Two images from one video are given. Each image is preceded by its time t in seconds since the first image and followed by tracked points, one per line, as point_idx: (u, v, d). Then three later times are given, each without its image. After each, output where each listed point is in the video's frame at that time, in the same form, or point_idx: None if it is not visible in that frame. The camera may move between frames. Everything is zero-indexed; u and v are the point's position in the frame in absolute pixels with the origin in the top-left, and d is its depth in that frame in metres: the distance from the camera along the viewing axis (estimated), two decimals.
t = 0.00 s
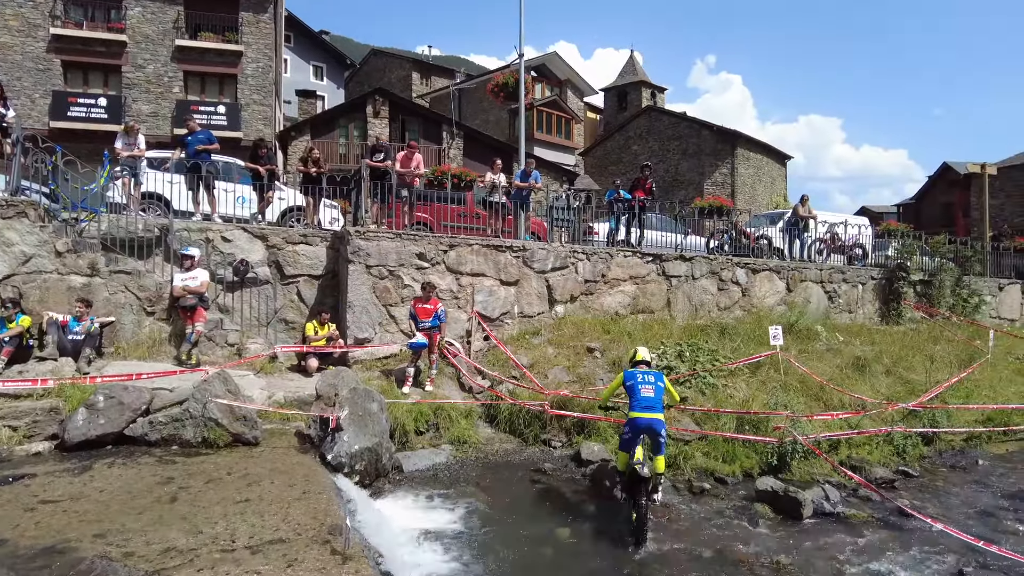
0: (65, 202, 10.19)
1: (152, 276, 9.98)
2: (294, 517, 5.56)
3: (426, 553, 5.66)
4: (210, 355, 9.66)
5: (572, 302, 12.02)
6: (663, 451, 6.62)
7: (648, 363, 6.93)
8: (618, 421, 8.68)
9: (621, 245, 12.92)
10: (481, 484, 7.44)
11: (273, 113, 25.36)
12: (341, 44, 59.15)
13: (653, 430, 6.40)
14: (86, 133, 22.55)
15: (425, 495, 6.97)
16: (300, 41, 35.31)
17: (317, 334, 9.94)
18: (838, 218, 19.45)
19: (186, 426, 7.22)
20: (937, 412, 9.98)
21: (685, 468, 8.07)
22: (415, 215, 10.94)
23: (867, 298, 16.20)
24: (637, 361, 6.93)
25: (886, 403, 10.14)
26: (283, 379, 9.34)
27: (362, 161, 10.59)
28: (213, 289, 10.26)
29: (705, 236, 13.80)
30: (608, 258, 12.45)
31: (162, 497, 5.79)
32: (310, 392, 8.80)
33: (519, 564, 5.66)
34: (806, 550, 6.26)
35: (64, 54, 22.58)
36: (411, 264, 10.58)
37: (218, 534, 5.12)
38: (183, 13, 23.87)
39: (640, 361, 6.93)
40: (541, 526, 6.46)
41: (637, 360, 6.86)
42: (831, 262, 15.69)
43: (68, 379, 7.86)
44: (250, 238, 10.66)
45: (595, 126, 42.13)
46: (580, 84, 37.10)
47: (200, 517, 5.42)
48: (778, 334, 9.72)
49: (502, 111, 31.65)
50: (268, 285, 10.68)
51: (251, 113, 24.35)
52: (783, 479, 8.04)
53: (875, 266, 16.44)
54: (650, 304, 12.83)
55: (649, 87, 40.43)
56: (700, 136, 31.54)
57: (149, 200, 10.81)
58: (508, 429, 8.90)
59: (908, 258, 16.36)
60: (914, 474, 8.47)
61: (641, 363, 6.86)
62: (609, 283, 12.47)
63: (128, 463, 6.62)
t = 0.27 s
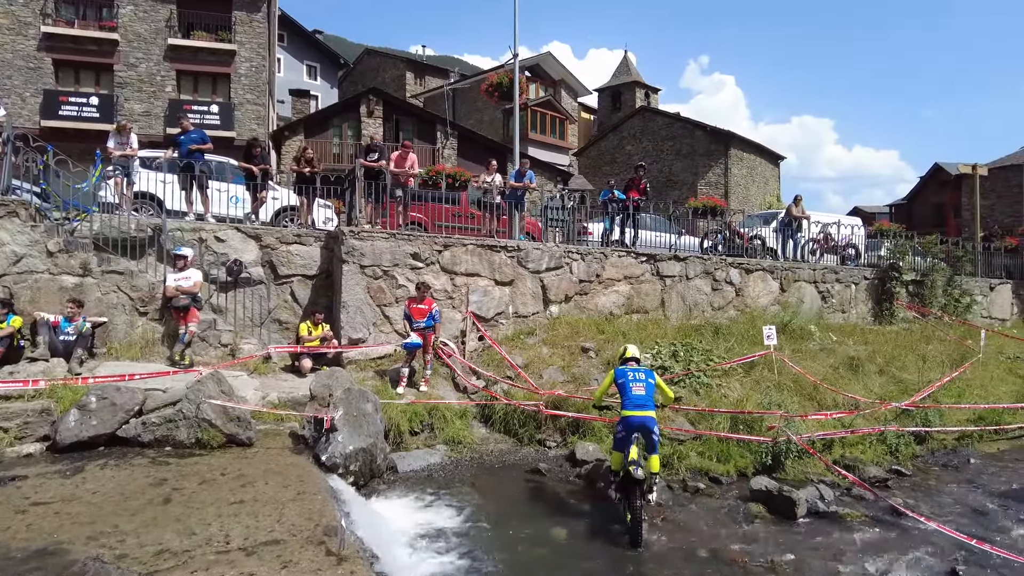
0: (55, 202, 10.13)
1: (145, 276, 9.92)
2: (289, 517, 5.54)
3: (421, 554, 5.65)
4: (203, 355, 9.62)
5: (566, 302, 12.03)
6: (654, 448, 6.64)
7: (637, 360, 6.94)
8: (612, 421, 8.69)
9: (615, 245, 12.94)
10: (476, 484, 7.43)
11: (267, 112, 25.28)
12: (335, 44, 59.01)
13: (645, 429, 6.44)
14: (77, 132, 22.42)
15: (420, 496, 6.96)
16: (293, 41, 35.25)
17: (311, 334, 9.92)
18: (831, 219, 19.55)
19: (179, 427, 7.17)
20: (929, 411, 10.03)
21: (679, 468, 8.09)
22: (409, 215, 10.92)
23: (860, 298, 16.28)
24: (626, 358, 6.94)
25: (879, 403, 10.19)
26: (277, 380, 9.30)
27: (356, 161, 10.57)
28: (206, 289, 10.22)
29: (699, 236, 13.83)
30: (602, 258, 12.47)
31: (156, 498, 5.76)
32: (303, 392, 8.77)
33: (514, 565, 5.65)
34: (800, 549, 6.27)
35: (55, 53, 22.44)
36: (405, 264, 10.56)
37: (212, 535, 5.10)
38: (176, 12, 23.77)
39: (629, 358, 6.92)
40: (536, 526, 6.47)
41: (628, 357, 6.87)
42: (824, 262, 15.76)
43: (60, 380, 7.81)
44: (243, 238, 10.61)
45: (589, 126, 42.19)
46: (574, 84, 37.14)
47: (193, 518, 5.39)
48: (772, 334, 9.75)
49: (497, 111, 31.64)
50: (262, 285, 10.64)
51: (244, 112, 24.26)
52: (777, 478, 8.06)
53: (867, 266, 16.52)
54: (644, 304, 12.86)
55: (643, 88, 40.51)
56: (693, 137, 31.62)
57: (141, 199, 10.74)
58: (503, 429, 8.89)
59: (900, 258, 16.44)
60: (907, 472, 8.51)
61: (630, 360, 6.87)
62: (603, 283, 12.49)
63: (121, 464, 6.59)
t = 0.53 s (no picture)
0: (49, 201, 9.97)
1: (138, 276, 9.87)
2: (285, 518, 5.52)
3: (418, 554, 5.65)
4: (198, 356, 9.57)
5: (562, 302, 12.03)
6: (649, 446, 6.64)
7: (632, 356, 6.90)
8: (608, 421, 8.69)
9: (610, 245, 12.96)
10: (472, 485, 7.42)
11: (261, 112, 25.19)
12: (329, 43, 58.87)
13: (639, 426, 6.44)
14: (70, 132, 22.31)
15: (416, 497, 6.94)
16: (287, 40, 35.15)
17: (306, 335, 9.86)
18: (825, 219, 19.62)
19: (173, 428, 7.13)
20: (923, 410, 10.07)
21: (675, 468, 8.10)
22: (405, 215, 10.90)
23: (854, 298, 16.33)
24: (621, 354, 6.89)
25: (873, 402, 10.23)
26: (272, 380, 9.26)
27: (351, 161, 10.54)
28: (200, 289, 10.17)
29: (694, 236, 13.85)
30: (598, 258, 12.48)
31: (150, 500, 5.73)
32: (299, 393, 8.74)
33: (511, 565, 5.64)
34: (796, 549, 6.28)
35: (48, 52, 22.32)
36: (401, 264, 10.54)
37: (207, 537, 5.07)
38: (170, 11, 23.68)
39: (623, 355, 6.88)
40: (532, 527, 6.46)
41: (621, 354, 6.84)
42: (819, 262, 15.81)
43: (52, 381, 7.75)
44: (237, 238, 10.56)
45: (583, 126, 42.24)
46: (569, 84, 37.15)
47: (188, 520, 5.36)
48: (767, 334, 9.77)
49: (492, 111, 31.62)
50: (257, 285, 10.60)
51: (238, 112, 24.17)
52: (773, 478, 8.08)
53: (862, 266, 16.59)
54: (639, 304, 12.87)
55: (638, 88, 40.56)
56: (688, 137, 31.68)
57: (135, 198, 10.66)
58: (499, 429, 8.88)
59: (894, 258, 16.50)
60: (901, 472, 8.54)
61: (624, 357, 6.83)
62: (599, 283, 12.49)
63: (115, 466, 6.55)
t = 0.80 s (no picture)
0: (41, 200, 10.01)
1: (133, 276, 9.83)
2: (281, 519, 5.50)
3: (414, 554, 5.64)
4: (193, 356, 9.53)
5: (558, 302, 12.03)
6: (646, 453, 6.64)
7: (626, 365, 6.83)
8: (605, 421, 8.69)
9: (606, 245, 12.97)
10: (469, 485, 7.41)
11: (256, 111, 25.12)
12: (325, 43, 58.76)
13: (632, 440, 6.42)
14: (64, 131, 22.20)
15: (413, 497, 6.93)
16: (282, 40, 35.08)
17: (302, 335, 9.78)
18: (820, 219, 19.67)
19: (169, 429, 7.11)
20: (918, 410, 10.17)
21: (672, 468, 8.10)
22: (401, 215, 10.93)
23: (850, 298, 16.38)
24: (616, 364, 6.83)
25: (869, 402, 10.27)
26: (267, 380, 9.23)
27: (347, 161, 10.54)
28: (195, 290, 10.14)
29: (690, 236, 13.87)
30: (594, 258, 12.48)
31: (145, 501, 5.70)
32: (295, 393, 8.70)
33: (507, 565, 5.64)
34: (792, 548, 6.29)
35: (42, 51, 22.21)
36: (397, 264, 10.52)
37: (203, 538, 5.05)
38: (165, 10, 23.60)
39: (617, 364, 6.81)
40: (529, 527, 6.45)
41: (616, 365, 6.78)
42: (814, 262, 15.85)
43: (46, 381, 7.69)
44: (233, 238, 10.52)
45: (579, 127, 42.28)
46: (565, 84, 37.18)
47: (184, 521, 5.33)
48: (763, 334, 9.78)
49: (488, 111, 31.61)
50: (252, 285, 10.56)
51: (233, 112, 24.10)
52: (769, 478, 8.10)
53: (857, 266, 16.64)
54: (636, 304, 12.88)
55: (633, 88, 40.61)
56: (684, 137, 31.73)
57: (129, 198, 10.61)
58: (495, 429, 8.87)
59: (889, 258, 16.55)
60: (897, 471, 8.57)
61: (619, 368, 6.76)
62: (595, 283, 12.50)
63: (110, 467, 6.52)
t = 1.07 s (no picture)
0: (36, 199, 10.00)
1: (129, 276, 9.79)
2: (278, 519, 5.48)
3: (411, 554, 5.63)
4: (189, 356, 9.51)
5: (556, 302, 12.02)
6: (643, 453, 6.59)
7: (622, 364, 6.82)
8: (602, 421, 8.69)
9: (604, 244, 12.97)
10: (466, 485, 7.40)
11: (253, 110, 25.07)
12: (321, 43, 58.69)
13: (636, 436, 6.33)
14: (60, 130, 22.13)
15: (410, 497, 6.92)
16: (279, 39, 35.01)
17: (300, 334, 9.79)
18: (817, 219, 19.71)
19: (165, 429, 7.08)
20: (914, 409, 10.22)
21: (669, 467, 8.10)
22: (398, 214, 10.89)
23: (846, 298, 16.41)
24: (611, 362, 6.79)
25: (866, 401, 10.29)
26: (264, 380, 9.20)
27: (344, 160, 10.49)
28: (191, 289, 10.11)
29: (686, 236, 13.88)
30: (591, 258, 12.48)
31: (141, 501, 5.68)
32: (291, 393, 8.68)
33: (504, 565, 5.63)
34: (788, 547, 6.29)
35: (37, 50, 22.14)
36: (394, 264, 10.50)
37: (200, 538, 5.03)
38: (161, 10, 23.54)
39: (613, 363, 6.79)
40: (526, 527, 6.44)
41: (612, 364, 6.75)
42: (811, 262, 15.88)
43: (42, 381, 7.66)
44: (229, 238, 10.50)
45: (576, 126, 42.30)
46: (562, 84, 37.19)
47: (180, 521, 5.31)
48: (759, 333, 9.79)
49: (484, 111, 31.60)
50: (249, 285, 10.54)
51: (230, 111, 24.04)
52: (766, 477, 8.11)
53: (853, 266, 16.67)
54: (633, 304, 12.88)
55: (630, 88, 40.63)
56: (680, 137, 31.77)
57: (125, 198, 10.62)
58: (492, 429, 8.86)
59: (885, 258, 16.59)
60: (893, 470, 8.59)
61: (615, 366, 6.76)
62: (592, 282, 12.50)
63: (106, 467, 6.49)
